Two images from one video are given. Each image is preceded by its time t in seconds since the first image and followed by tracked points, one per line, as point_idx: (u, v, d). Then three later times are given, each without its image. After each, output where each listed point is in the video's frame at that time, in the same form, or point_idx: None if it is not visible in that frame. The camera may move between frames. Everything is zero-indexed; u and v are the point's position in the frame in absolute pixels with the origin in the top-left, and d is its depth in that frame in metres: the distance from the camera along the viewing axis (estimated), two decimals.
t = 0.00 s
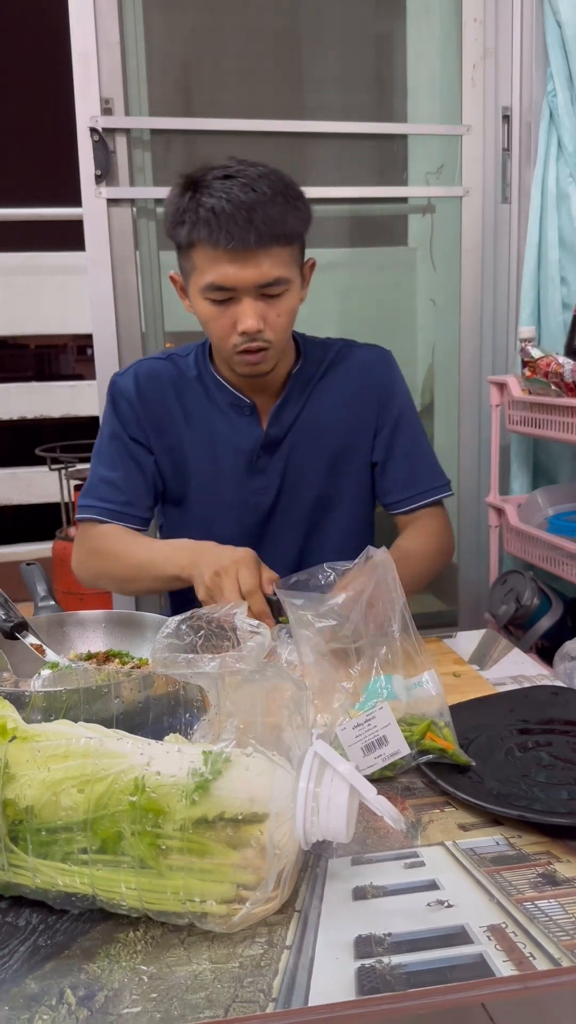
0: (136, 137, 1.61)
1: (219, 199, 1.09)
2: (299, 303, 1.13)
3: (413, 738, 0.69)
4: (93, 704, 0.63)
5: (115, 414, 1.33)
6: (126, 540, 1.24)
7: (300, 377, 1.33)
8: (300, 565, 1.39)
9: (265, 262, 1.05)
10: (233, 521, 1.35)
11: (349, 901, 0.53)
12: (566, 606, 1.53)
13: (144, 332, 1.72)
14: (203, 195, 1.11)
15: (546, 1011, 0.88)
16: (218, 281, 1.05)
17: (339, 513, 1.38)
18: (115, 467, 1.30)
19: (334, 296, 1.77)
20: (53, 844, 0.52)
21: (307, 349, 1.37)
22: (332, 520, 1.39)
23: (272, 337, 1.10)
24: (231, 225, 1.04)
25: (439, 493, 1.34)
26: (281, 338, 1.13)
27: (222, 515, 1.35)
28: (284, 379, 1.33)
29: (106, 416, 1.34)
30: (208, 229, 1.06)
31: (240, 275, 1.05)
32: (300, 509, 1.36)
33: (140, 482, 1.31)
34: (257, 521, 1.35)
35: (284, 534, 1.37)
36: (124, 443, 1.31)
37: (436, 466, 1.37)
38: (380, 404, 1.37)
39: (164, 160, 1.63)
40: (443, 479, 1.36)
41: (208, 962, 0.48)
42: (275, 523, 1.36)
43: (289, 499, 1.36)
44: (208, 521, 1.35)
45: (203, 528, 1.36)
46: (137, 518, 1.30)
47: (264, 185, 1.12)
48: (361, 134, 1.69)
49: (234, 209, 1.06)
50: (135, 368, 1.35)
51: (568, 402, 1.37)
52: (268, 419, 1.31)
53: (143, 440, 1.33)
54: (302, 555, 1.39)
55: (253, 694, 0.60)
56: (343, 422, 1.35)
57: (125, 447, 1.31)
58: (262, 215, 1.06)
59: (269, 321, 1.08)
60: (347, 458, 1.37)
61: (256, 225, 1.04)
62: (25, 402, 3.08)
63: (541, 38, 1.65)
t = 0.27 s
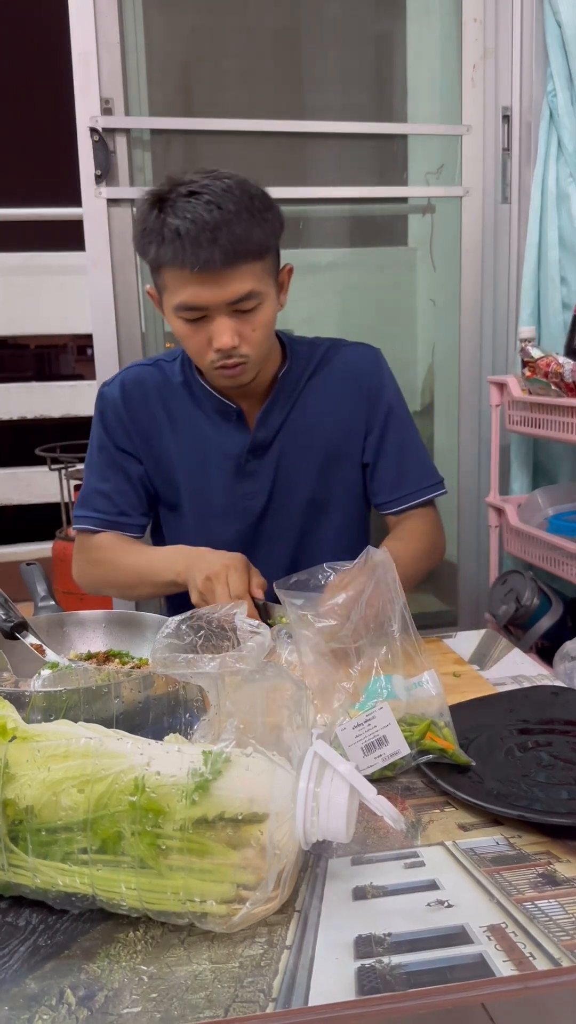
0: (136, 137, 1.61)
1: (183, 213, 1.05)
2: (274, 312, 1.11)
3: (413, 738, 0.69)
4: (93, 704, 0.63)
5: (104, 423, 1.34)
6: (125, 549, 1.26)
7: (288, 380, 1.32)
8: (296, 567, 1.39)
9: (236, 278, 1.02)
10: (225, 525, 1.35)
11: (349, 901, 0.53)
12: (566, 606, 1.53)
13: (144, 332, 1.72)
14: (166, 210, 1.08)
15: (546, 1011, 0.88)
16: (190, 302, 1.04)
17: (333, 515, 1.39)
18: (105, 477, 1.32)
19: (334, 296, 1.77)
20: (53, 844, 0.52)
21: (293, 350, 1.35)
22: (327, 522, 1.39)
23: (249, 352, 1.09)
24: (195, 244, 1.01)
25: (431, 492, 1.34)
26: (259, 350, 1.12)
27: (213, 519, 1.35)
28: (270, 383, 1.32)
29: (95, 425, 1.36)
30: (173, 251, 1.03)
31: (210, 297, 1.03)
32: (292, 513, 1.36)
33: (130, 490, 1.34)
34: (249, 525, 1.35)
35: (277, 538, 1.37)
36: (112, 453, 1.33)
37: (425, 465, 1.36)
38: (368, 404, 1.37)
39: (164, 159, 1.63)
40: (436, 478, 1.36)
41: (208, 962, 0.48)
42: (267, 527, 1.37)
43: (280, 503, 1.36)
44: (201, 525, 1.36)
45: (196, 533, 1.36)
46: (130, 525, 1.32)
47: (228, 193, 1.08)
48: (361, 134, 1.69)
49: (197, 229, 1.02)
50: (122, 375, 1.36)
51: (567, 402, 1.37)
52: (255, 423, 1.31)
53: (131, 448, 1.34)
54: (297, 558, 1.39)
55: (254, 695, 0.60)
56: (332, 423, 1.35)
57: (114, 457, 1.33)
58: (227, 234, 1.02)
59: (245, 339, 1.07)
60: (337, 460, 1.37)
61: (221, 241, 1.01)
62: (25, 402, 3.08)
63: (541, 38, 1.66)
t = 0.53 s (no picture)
0: (136, 137, 1.61)
1: (174, 234, 1.05)
2: (269, 327, 1.10)
3: (413, 738, 0.69)
4: (93, 704, 0.63)
5: (100, 425, 1.35)
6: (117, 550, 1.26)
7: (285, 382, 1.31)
8: (295, 568, 1.39)
9: (227, 297, 1.01)
10: (223, 527, 1.35)
11: (349, 901, 0.53)
12: (566, 606, 1.53)
13: (144, 331, 1.72)
14: (157, 230, 1.07)
15: (546, 1011, 0.88)
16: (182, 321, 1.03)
17: (331, 517, 1.39)
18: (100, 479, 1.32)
19: (334, 296, 1.77)
20: (53, 844, 0.52)
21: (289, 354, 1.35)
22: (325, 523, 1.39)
23: (243, 369, 1.08)
24: (185, 264, 1.00)
25: (430, 494, 1.35)
26: (253, 366, 1.11)
27: (211, 521, 1.35)
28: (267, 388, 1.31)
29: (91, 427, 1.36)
30: (165, 273, 1.02)
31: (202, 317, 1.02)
32: (290, 515, 1.36)
33: (125, 493, 1.34)
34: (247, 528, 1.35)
35: (275, 541, 1.37)
36: (108, 455, 1.34)
37: (423, 466, 1.36)
38: (365, 406, 1.37)
39: (164, 159, 1.63)
40: (434, 479, 1.36)
41: (208, 962, 0.48)
42: (266, 530, 1.37)
43: (278, 507, 1.36)
44: (198, 527, 1.36)
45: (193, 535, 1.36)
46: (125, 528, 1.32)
47: (219, 212, 1.07)
48: (361, 134, 1.69)
49: (188, 250, 1.02)
50: (118, 378, 1.37)
51: (568, 402, 1.37)
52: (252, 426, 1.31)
53: (127, 451, 1.35)
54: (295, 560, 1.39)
55: (254, 695, 0.60)
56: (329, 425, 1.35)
57: (109, 459, 1.33)
58: (219, 254, 1.01)
59: (239, 356, 1.06)
60: (335, 462, 1.37)
61: (212, 262, 1.00)
62: (26, 401, 3.08)
63: (541, 38, 1.66)
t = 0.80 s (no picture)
0: (136, 137, 1.61)
1: (194, 257, 1.03)
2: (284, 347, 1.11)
3: (413, 738, 0.69)
4: (93, 704, 0.63)
5: (107, 411, 1.35)
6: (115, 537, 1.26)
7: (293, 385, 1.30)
8: (295, 568, 1.40)
9: (247, 325, 1.02)
10: (224, 525, 1.35)
11: (349, 900, 0.53)
12: (566, 606, 1.53)
13: (144, 332, 1.72)
14: (177, 250, 1.06)
15: (547, 1011, 0.88)
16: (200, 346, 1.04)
17: (332, 517, 1.39)
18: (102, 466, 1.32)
19: (333, 296, 1.77)
20: (53, 844, 0.52)
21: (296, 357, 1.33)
22: (327, 524, 1.39)
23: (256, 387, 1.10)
24: (207, 292, 0.99)
25: (438, 497, 1.34)
26: (266, 384, 1.12)
27: (212, 518, 1.36)
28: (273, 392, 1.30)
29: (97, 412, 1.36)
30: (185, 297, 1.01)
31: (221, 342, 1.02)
32: (292, 516, 1.36)
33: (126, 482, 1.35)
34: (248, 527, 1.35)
35: (276, 541, 1.37)
36: (112, 443, 1.34)
37: (430, 469, 1.35)
38: (371, 408, 1.36)
39: (164, 159, 1.63)
40: (443, 483, 1.35)
41: (207, 962, 0.48)
42: (269, 532, 1.37)
43: (282, 508, 1.36)
44: (199, 522, 1.37)
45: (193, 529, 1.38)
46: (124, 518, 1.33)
47: (241, 234, 1.05)
48: (361, 134, 1.69)
49: (208, 275, 1.01)
50: (130, 365, 1.37)
51: (568, 402, 1.37)
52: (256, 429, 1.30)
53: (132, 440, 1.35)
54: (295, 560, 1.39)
55: (254, 695, 0.60)
56: (334, 428, 1.35)
57: (113, 447, 1.33)
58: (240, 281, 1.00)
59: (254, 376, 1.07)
60: (340, 463, 1.37)
61: (234, 290, 0.99)
62: (25, 401, 3.08)
63: (541, 39, 1.66)
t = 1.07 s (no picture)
0: (136, 137, 1.61)
1: (203, 272, 1.02)
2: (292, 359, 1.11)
3: (414, 739, 0.69)
4: (94, 704, 0.63)
5: (118, 397, 1.35)
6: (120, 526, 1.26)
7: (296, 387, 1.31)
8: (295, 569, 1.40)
9: (255, 340, 1.01)
10: (225, 523, 1.36)
11: (350, 901, 0.53)
12: (566, 606, 1.53)
13: (145, 332, 1.72)
14: (186, 265, 1.05)
15: (547, 1011, 0.88)
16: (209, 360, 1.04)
17: (334, 519, 1.39)
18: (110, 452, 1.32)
19: (333, 296, 1.77)
20: (53, 844, 0.52)
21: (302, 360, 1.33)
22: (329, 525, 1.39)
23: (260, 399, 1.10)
24: (216, 309, 0.99)
25: (445, 501, 1.34)
26: (270, 395, 1.12)
27: (213, 516, 1.36)
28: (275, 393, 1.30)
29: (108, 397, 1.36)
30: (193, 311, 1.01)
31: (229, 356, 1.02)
32: (294, 517, 1.36)
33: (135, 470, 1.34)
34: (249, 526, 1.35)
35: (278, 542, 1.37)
36: (123, 429, 1.33)
37: (437, 473, 1.35)
38: (377, 412, 1.36)
39: (164, 159, 1.63)
40: (450, 487, 1.35)
41: (208, 962, 0.48)
42: (272, 532, 1.36)
43: (285, 509, 1.35)
44: (200, 518, 1.37)
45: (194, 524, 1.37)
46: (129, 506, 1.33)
47: (252, 249, 1.04)
48: (361, 134, 1.69)
49: (217, 290, 1.00)
50: (142, 354, 1.37)
51: (568, 402, 1.37)
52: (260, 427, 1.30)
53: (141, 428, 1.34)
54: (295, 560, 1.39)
55: (254, 695, 0.60)
56: (339, 431, 1.35)
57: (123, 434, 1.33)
58: (249, 296, 0.99)
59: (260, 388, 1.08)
60: (343, 466, 1.37)
61: (243, 307, 0.99)
62: (25, 401, 3.07)
63: (541, 39, 1.66)
